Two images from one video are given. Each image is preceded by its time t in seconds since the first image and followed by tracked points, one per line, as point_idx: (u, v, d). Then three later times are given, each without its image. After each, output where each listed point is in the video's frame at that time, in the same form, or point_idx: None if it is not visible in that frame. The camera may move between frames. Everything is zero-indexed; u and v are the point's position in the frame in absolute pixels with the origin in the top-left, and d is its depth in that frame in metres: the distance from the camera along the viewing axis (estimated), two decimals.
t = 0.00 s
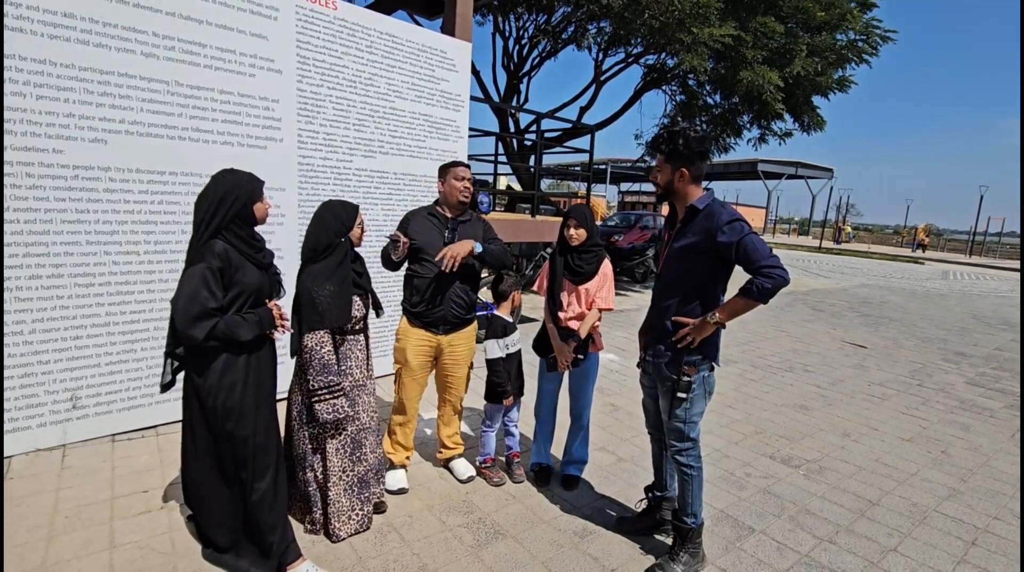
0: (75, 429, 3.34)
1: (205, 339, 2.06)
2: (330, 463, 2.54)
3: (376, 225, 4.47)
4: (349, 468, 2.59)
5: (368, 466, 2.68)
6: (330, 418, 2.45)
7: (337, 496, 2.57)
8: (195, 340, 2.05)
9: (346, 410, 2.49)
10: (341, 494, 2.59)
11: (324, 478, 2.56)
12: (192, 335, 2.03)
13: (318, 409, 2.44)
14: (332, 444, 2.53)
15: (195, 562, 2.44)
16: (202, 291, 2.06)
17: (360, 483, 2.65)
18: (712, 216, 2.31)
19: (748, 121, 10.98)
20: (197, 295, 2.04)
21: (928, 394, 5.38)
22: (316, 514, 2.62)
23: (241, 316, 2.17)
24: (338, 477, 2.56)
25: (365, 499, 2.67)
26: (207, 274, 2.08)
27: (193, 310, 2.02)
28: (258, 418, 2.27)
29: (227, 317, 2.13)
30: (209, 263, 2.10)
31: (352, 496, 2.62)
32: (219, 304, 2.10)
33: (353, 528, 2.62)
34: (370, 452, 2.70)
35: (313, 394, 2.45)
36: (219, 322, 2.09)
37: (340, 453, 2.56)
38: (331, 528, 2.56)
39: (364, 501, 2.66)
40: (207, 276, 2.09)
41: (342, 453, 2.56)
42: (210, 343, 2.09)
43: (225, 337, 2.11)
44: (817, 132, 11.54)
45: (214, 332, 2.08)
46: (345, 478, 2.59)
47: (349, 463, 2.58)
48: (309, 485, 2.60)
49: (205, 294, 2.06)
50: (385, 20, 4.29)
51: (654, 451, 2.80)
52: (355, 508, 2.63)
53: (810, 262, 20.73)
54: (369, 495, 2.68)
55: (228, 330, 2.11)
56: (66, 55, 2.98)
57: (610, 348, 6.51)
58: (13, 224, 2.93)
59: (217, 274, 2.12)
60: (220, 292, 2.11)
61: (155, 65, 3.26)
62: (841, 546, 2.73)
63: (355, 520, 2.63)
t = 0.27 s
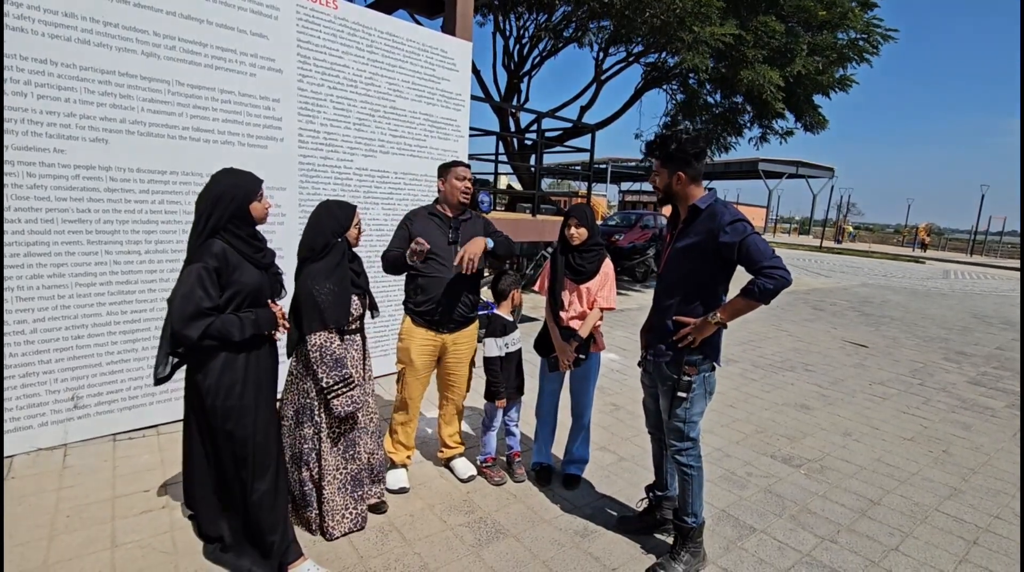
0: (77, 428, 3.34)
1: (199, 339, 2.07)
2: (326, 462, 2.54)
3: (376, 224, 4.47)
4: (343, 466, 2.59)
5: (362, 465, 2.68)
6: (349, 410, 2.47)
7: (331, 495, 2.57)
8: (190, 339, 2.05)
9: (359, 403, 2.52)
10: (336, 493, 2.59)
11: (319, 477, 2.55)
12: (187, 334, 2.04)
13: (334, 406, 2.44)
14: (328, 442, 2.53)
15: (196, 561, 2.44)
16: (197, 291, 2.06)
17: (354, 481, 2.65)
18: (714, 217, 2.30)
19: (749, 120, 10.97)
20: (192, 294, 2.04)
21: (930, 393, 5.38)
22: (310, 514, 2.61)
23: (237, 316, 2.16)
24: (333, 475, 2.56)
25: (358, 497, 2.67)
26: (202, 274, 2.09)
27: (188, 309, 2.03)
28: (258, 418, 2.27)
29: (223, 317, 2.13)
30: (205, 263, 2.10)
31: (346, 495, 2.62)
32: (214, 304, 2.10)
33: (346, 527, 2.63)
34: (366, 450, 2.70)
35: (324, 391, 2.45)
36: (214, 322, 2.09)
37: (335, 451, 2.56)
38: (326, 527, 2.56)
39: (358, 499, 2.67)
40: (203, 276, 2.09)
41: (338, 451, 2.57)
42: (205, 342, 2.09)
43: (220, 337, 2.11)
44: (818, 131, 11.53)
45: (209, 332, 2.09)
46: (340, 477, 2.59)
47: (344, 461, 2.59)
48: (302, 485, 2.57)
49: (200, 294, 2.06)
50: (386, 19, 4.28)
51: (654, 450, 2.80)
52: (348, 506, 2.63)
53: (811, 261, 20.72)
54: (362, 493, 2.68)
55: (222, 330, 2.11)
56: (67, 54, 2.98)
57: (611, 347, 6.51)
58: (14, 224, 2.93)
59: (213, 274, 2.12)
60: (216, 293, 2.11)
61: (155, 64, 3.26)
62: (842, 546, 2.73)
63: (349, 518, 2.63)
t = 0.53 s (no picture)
0: (77, 428, 3.34)
1: (192, 338, 2.07)
2: (321, 464, 2.50)
3: (376, 223, 4.47)
4: (338, 468, 2.56)
5: (358, 466, 2.65)
6: (339, 413, 2.43)
7: (326, 498, 2.54)
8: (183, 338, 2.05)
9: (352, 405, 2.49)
10: (330, 495, 2.56)
11: (313, 479, 2.52)
12: (179, 333, 2.04)
13: (323, 406, 2.41)
14: (323, 444, 2.50)
15: (196, 561, 2.44)
16: (191, 290, 2.06)
17: (349, 482, 2.62)
18: (714, 215, 2.30)
19: (750, 119, 10.96)
20: (185, 292, 2.04)
21: (930, 392, 5.37)
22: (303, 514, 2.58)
23: (231, 315, 2.15)
24: (327, 478, 2.53)
25: (353, 498, 2.65)
26: (197, 273, 2.09)
27: (180, 307, 2.03)
28: (256, 418, 2.26)
29: (216, 316, 2.12)
30: (200, 262, 2.10)
31: (341, 496, 2.60)
32: (208, 303, 2.10)
33: (341, 528, 2.61)
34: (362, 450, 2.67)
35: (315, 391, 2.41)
36: (206, 321, 2.09)
37: (330, 454, 2.53)
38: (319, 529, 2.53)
39: (353, 500, 2.65)
40: (198, 274, 2.09)
41: (333, 453, 2.54)
42: (197, 341, 2.09)
43: (212, 336, 2.11)
44: (819, 130, 11.52)
45: (201, 332, 2.08)
46: (335, 479, 2.56)
47: (339, 462, 2.56)
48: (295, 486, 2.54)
49: (194, 293, 2.06)
50: (386, 18, 4.28)
51: (657, 449, 2.79)
52: (343, 508, 2.61)
53: (811, 261, 20.71)
54: (357, 494, 2.66)
55: (215, 330, 2.11)
56: (67, 54, 2.98)
57: (611, 346, 6.51)
58: (14, 223, 2.93)
59: (207, 273, 2.11)
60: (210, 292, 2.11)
61: (155, 63, 3.26)
62: (844, 545, 2.73)
63: (343, 520, 2.61)
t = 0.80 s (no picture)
0: (77, 427, 3.34)
1: (186, 338, 2.07)
2: (318, 466, 2.50)
3: (376, 223, 4.46)
4: (337, 470, 2.56)
5: (358, 468, 2.64)
6: (324, 415, 2.39)
7: (325, 500, 2.53)
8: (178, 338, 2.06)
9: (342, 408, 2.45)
10: (330, 497, 2.55)
11: (312, 481, 2.51)
12: (173, 332, 2.05)
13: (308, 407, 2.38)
14: (320, 446, 2.49)
15: (196, 561, 2.44)
16: (187, 290, 2.06)
17: (349, 485, 2.61)
18: (715, 214, 2.30)
19: (750, 118, 10.96)
20: (180, 292, 2.05)
21: (930, 392, 5.37)
22: (303, 515, 2.59)
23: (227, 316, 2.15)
24: (326, 479, 2.52)
25: (353, 501, 2.64)
26: (193, 273, 2.09)
27: (175, 307, 2.03)
28: (254, 418, 2.25)
29: (212, 317, 2.12)
30: (196, 262, 2.10)
31: (340, 498, 2.59)
32: (204, 303, 2.10)
33: (341, 532, 2.59)
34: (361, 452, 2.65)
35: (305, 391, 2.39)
36: (200, 321, 2.08)
37: (328, 455, 2.52)
38: (318, 533, 2.51)
39: (353, 503, 2.63)
40: (194, 275, 2.09)
41: (331, 455, 2.52)
42: (192, 341, 2.09)
43: (207, 336, 2.10)
44: (820, 129, 11.52)
45: (196, 332, 2.08)
46: (334, 481, 2.55)
47: (337, 464, 2.55)
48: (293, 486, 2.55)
49: (189, 293, 2.06)
50: (387, 17, 4.28)
51: (658, 449, 2.79)
52: (343, 511, 2.60)
53: (811, 260, 20.70)
54: (357, 497, 2.64)
55: (210, 331, 2.10)
56: (67, 53, 2.97)
57: (611, 346, 6.50)
58: (14, 222, 2.92)
59: (204, 273, 2.11)
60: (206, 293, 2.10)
61: (155, 63, 3.25)
62: (844, 545, 2.72)
63: (343, 523, 2.59)
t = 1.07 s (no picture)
0: (77, 427, 3.33)
1: (183, 338, 2.07)
2: (319, 466, 2.49)
3: (376, 222, 4.46)
4: (338, 471, 2.55)
5: (359, 469, 2.62)
6: (326, 412, 2.40)
7: (326, 500, 2.52)
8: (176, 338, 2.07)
9: (341, 406, 2.46)
10: (330, 498, 2.54)
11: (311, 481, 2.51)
12: (170, 332, 2.05)
13: (311, 405, 2.38)
14: (320, 445, 2.49)
15: (196, 561, 2.44)
16: (183, 290, 2.07)
17: (350, 486, 2.60)
18: (715, 213, 2.30)
19: (750, 117, 10.96)
20: (177, 292, 2.05)
21: (930, 391, 5.37)
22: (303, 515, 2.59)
23: (224, 316, 2.14)
24: (326, 480, 2.52)
25: (355, 502, 2.63)
26: (190, 273, 2.09)
27: (172, 307, 2.04)
28: (253, 418, 2.25)
29: (209, 317, 2.12)
30: (193, 262, 2.10)
31: (341, 499, 2.58)
32: (201, 304, 2.10)
33: (343, 533, 2.58)
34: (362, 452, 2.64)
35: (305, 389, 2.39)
36: (197, 322, 2.09)
37: (328, 455, 2.51)
38: (319, 534, 2.50)
39: (355, 503, 2.62)
40: (191, 275, 2.09)
41: (331, 455, 2.52)
42: (189, 341, 2.09)
43: (204, 337, 2.11)
44: (820, 128, 11.51)
45: (193, 333, 2.09)
46: (334, 482, 2.55)
47: (338, 464, 2.54)
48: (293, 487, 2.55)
49: (186, 293, 2.07)
50: (387, 16, 4.27)
51: (658, 449, 2.79)
52: (345, 512, 2.59)
53: (811, 259, 20.70)
54: (359, 498, 2.63)
55: (207, 331, 2.10)
56: (66, 52, 2.97)
57: (611, 345, 6.50)
58: (13, 222, 2.92)
59: (201, 273, 2.11)
60: (203, 293, 2.11)
61: (154, 62, 3.25)
62: (845, 544, 2.72)
63: (345, 524, 2.58)
